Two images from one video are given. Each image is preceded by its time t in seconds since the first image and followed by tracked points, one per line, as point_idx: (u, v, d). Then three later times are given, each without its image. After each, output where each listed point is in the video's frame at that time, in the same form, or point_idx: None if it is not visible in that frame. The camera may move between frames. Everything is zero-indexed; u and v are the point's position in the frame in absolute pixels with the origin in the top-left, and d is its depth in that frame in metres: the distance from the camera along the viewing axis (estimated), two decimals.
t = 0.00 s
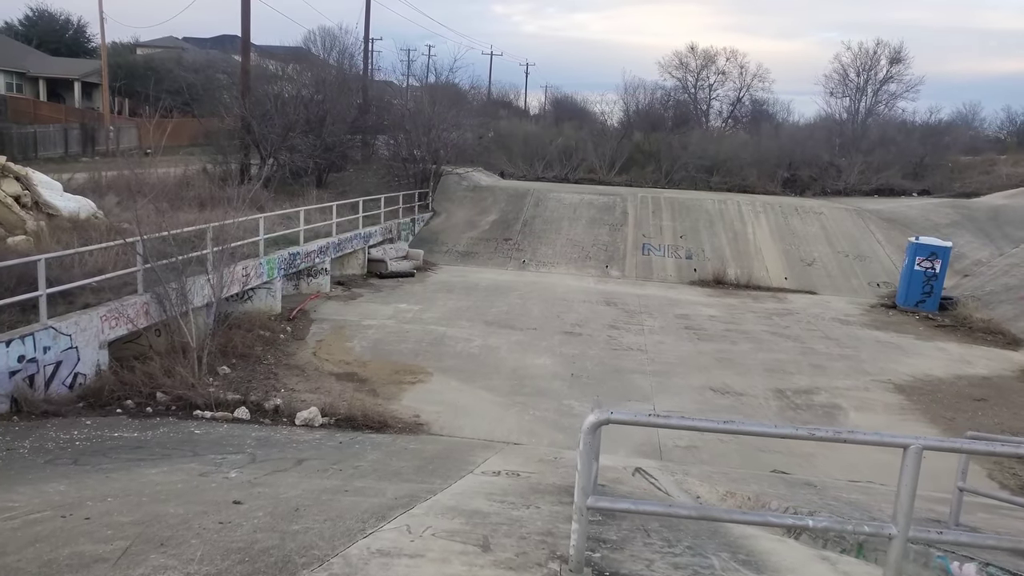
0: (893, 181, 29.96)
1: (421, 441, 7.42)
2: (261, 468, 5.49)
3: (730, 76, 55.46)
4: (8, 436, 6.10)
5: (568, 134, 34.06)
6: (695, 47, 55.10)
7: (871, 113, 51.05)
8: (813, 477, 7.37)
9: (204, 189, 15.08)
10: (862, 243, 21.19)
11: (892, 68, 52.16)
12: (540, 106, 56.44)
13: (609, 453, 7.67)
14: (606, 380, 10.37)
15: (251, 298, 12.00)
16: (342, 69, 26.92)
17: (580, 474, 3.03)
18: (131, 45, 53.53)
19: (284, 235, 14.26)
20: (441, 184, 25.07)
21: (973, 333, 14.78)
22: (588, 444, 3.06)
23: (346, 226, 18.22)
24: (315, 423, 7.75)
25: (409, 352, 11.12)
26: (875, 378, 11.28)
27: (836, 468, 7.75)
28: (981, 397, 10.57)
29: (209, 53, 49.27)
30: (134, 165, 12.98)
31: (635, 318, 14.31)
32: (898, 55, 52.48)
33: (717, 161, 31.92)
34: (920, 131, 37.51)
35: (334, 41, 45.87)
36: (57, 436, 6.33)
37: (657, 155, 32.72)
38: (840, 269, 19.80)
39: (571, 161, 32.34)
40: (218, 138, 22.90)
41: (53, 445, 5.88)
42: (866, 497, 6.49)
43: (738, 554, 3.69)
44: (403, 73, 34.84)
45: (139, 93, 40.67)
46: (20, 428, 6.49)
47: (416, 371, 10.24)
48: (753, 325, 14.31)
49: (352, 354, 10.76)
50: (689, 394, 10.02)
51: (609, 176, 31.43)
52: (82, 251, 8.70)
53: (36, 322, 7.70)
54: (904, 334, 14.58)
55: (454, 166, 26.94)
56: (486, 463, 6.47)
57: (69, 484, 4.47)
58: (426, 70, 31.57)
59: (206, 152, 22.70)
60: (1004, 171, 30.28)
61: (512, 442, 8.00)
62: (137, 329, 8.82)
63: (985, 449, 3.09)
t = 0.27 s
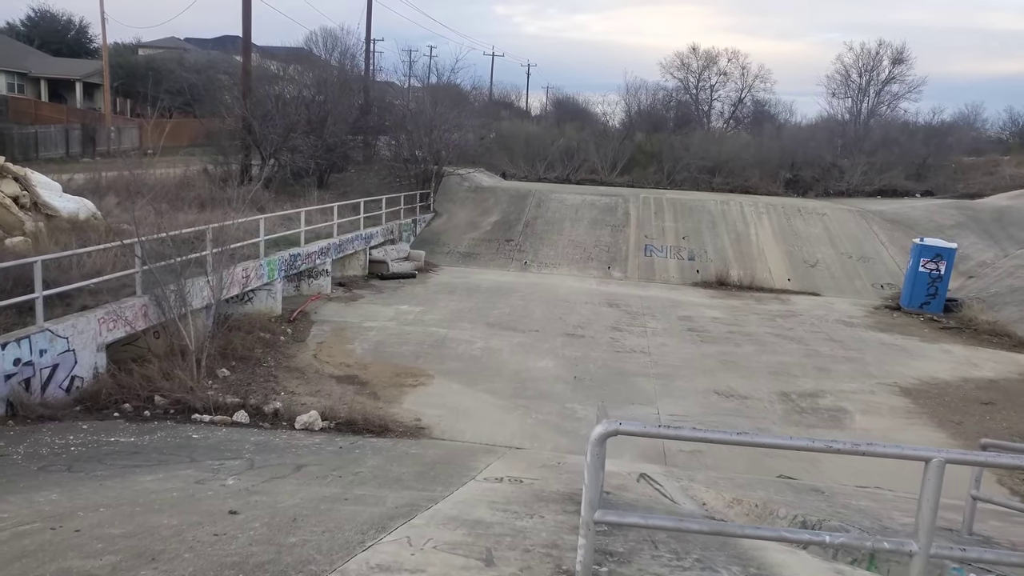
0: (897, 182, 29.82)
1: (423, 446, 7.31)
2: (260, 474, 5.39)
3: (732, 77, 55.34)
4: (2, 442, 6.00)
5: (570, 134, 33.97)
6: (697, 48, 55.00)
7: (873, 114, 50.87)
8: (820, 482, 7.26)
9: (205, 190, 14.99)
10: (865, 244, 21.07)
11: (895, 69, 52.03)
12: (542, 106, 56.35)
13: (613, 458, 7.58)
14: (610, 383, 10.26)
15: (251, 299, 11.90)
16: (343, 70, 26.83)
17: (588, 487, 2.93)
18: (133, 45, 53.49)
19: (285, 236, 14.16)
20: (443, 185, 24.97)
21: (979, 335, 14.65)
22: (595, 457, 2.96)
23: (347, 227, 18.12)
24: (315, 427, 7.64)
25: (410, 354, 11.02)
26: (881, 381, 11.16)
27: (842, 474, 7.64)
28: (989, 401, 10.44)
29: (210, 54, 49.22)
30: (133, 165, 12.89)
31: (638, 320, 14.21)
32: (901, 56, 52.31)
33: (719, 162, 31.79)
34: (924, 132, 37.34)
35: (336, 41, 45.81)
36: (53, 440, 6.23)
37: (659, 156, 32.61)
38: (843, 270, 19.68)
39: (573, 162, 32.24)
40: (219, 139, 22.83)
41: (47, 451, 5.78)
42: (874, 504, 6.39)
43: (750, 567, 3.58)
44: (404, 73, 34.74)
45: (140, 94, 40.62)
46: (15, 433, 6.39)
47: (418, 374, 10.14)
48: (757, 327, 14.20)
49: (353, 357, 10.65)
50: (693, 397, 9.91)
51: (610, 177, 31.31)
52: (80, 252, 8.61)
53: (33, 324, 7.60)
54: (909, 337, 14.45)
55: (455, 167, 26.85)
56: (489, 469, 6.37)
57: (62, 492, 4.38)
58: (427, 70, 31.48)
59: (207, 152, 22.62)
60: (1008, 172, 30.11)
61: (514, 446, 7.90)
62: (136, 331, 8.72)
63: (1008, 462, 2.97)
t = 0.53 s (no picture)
0: (901, 182, 29.65)
1: (425, 450, 7.17)
2: (259, 480, 5.25)
3: (735, 77, 55.18)
4: None
5: (572, 134, 33.83)
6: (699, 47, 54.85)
7: (877, 114, 50.67)
8: (831, 488, 7.11)
9: (205, 189, 14.87)
10: (871, 245, 20.91)
11: (899, 69, 51.83)
12: (544, 106, 56.24)
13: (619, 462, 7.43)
14: (615, 386, 10.11)
15: (251, 300, 11.77)
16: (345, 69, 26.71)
17: (602, 499, 2.79)
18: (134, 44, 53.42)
19: (285, 236, 14.03)
20: (445, 184, 24.84)
21: (988, 337, 14.48)
22: (609, 468, 2.82)
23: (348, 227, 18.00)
24: (315, 430, 7.51)
25: (412, 355, 10.88)
26: (890, 384, 11.01)
27: (854, 479, 7.49)
28: (1000, 404, 10.28)
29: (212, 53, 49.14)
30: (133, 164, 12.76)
31: (642, 321, 14.07)
32: (905, 56, 52.12)
33: (723, 162, 31.61)
34: (928, 132, 37.14)
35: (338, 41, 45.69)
36: (47, 444, 6.09)
37: (662, 156, 32.45)
38: (849, 271, 19.52)
39: (575, 161, 32.11)
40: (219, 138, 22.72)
41: (41, 455, 5.64)
42: (888, 511, 6.23)
43: None
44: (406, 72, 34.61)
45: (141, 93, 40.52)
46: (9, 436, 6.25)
47: (420, 376, 10.00)
48: (762, 329, 14.05)
49: (354, 358, 10.51)
50: (699, 400, 9.76)
51: (613, 177, 31.15)
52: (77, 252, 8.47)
53: (29, 325, 7.47)
54: (917, 339, 14.30)
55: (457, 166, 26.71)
56: (493, 474, 6.22)
57: (54, 500, 4.23)
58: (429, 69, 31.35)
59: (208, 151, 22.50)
60: (1014, 172, 29.91)
61: (518, 450, 7.76)
62: (134, 332, 8.59)
63: None
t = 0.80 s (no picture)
0: (906, 182, 29.48)
1: (429, 455, 7.03)
2: (259, 487, 5.11)
3: (737, 76, 55.00)
4: None
5: (575, 134, 33.69)
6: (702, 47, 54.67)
7: (880, 114, 50.46)
8: (843, 493, 6.96)
9: (205, 188, 14.74)
10: (876, 245, 20.75)
11: (903, 69, 51.62)
12: (546, 106, 56.11)
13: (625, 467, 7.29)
14: (620, 388, 9.96)
15: (252, 301, 11.64)
16: (346, 68, 26.59)
17: (618, 512, 2.66)
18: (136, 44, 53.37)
19: (286, 236, 13.90)
20: (447, 184, 24.70)
21: (997, 339, 14.31)
22: (626, 479, 2.70)
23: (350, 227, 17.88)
24: (317, 434, 7.37)
25: (414, 357, 10.74)
26: (899, 386, 10.85)
27: (865, 484, 7.34)
28: (1012, 407, 10.13)
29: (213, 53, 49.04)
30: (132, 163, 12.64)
31: (647, 322, 13.92)
32: (908, 55, 51.90)
33: (726, 162, 31.44)
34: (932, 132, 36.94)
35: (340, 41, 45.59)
36: (43, 449, 5.96)
37: (665, 155, 32.30)
38: (854, 271, 19.37)
39: (577, 161, 31.97)
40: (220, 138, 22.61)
41: (37, 460, 5.51)
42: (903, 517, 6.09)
43: None
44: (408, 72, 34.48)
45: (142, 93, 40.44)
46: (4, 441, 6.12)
47: (423, 378, 9.86)
48: (769, 330, 13.90)
49: (356, 360, 10.38)
50: (706, 403, 9.62)
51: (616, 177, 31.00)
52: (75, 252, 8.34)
53: (25, 327, 7.35)
54: (924, 340, 14.14)
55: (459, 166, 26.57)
56: (498, 480, 6.08)
57: (48, 509, 4.10)
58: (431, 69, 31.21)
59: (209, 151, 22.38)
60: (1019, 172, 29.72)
61: (523, 454, 7.62)
62: (132, 334, 8.46)
63: None
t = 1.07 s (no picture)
0: (909, 182, 29.37)
1: (430, 460, 6.94)
2: (257, 495, 5.01)
3: (739, 77, 54.91)
4: None
5: (576, 135, 33.60)
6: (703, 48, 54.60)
7: (883, 114, 50.33)
8: (852, 499, 6.85)
9: (206, 190, 14.67)
10: (881, 245, 20.63)
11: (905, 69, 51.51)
12: (548, 106, 56.03)
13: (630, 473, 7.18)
14: (624, 392, 9.86)
15: (252, 303, 11.55)
16: (348, 69, 26.53)
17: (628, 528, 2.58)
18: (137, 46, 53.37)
19: (287, 239, 13.81)
20: (448, 185, 24.61)
21: (1003, 341, 14.19)
22: (636, 493, 2.62)
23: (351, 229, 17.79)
24: (317, 439, 7.27)
25: (416, 360, 10.64)
26: (905, 389, 10.73)
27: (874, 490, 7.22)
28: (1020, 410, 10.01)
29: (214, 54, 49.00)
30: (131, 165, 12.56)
31: (651, 324, 13.82)
32: (911, 55, 51.78)
33: (729, 162, 31.33)
34: (935, 132, 36.81)
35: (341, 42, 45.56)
36: (39, 456, 5.87)
37: (667, 156, 32.21)
38: (859, 272, 19.24)
39: (579, 162, 31.89)
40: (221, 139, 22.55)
41: (32, 468, 5.41)
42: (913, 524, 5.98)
43: None
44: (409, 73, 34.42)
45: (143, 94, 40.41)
46: None
47: (424, 381, 9.77)
48: (773, 332, 13.78)
49: (356, 363, 10.28)
50: (711, 407, 9.50)
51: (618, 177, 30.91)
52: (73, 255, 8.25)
53: (22, 331, 7.26)
54: (930, 342, 14.02)
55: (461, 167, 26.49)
56: (501, 486, 5.98)
57: (40, 520, 4.00)
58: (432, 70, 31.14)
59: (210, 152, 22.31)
60: None
61: (526, 460, 7.52)
62: (131, 338, 8.36)
63: None
